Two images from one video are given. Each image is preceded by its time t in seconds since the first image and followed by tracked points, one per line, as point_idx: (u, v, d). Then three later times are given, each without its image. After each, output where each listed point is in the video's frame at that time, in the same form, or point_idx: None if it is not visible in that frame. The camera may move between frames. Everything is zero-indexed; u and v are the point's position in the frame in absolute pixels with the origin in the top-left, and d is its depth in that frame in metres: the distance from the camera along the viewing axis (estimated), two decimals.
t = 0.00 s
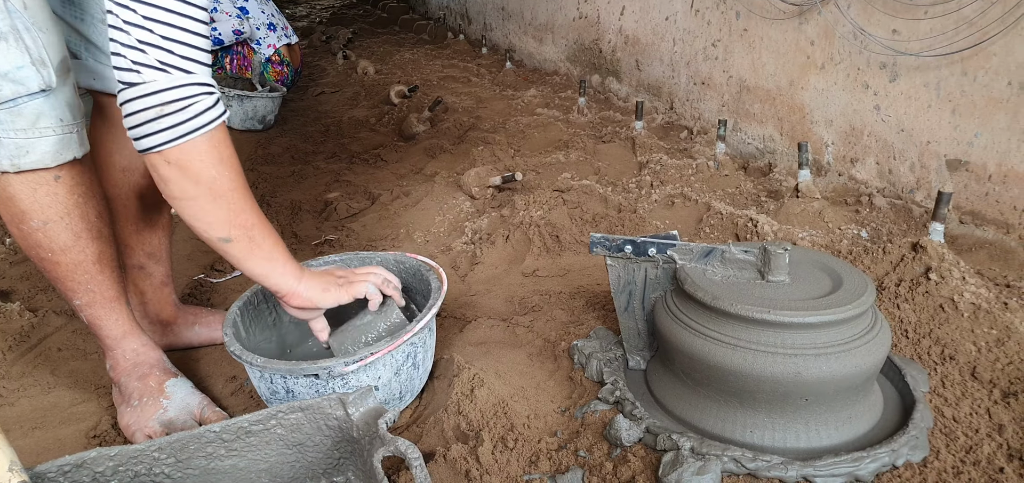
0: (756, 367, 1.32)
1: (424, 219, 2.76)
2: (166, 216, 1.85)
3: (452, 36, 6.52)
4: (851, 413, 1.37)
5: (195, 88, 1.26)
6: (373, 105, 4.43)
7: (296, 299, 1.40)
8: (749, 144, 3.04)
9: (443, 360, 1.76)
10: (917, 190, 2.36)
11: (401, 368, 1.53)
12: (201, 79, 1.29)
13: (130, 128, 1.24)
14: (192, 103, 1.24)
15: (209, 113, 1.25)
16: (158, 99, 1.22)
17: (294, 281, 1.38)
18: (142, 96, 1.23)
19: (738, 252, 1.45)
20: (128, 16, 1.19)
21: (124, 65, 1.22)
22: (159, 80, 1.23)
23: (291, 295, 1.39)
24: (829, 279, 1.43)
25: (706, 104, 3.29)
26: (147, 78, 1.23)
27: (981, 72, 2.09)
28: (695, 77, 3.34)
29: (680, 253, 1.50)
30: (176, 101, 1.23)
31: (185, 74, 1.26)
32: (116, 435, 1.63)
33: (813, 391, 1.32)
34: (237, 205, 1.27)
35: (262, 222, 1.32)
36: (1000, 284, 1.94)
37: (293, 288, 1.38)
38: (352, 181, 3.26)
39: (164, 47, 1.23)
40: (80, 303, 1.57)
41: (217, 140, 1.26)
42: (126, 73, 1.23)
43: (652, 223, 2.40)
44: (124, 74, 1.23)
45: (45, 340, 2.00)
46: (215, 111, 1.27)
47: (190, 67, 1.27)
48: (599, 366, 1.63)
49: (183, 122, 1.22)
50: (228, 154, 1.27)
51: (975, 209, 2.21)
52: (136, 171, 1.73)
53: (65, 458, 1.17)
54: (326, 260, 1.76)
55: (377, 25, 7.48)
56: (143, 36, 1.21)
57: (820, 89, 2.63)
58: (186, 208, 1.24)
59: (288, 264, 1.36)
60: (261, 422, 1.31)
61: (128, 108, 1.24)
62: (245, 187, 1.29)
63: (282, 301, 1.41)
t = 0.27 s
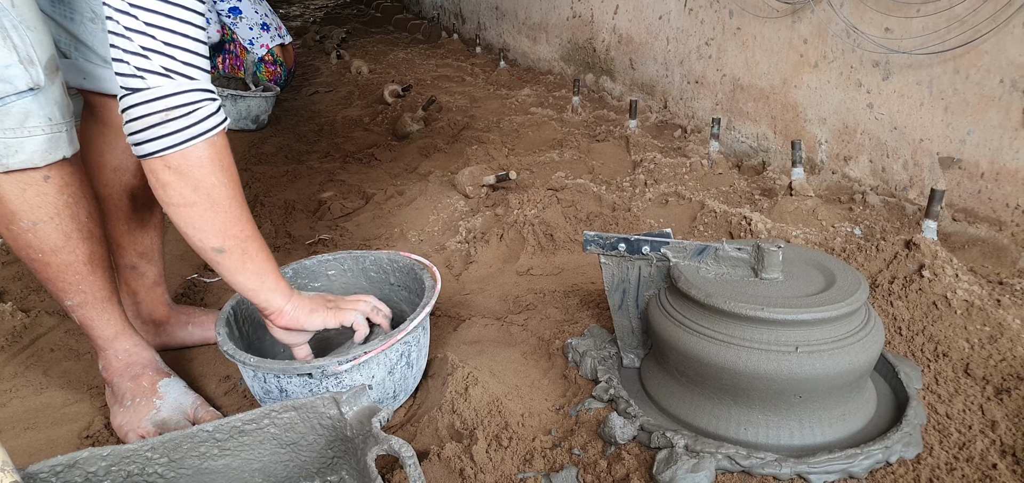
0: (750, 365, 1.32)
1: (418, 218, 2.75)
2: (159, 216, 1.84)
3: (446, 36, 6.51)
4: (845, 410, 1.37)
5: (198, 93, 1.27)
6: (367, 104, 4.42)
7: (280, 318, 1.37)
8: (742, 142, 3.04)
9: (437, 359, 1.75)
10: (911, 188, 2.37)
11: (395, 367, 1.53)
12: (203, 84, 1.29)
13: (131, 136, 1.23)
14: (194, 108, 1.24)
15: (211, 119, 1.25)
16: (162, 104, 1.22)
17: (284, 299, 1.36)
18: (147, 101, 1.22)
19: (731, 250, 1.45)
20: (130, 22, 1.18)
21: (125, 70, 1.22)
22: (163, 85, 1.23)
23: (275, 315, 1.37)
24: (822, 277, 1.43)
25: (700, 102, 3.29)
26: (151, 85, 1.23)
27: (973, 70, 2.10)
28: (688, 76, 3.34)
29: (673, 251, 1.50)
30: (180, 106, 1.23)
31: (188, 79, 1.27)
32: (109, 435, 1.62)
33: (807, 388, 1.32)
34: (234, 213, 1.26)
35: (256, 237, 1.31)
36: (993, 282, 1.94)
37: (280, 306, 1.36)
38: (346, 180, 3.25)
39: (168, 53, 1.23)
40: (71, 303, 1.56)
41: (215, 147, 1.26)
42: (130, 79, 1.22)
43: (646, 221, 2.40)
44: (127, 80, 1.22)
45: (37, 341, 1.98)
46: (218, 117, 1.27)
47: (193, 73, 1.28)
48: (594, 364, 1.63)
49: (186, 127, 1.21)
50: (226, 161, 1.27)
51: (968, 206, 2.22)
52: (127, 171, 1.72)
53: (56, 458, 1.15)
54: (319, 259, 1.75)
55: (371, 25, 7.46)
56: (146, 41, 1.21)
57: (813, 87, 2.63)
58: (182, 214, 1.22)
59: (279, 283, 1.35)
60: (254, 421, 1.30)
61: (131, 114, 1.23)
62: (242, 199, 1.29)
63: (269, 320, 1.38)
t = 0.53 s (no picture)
0: (748, 364, 1.32)
1: (414, 217, 2.74)
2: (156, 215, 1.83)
3: (443, 35, 6.50)
4: (842, 408, 1.37)
5: (170, 88, 1.26)
6: (364, 103, 4.41)
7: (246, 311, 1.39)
8: (739, 142, 3.04)
9: (434, 359, 1.75)
10: (907, 187, 2.37)
11: (392, 366, 1.52)
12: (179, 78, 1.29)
13: (103, 125, 1.25)
14: (165, 103, 1.24)
15: (182, 116, 1.25)
16: (132, 99, 1.23)
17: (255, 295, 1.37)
18: (117, 95, 1.23)
19: (728, 248, 1.44)
20: (108, 13, 1.17)
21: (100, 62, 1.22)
22: (133, 79, 1.23)
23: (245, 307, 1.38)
24: (820, 276, 1.43)
25: (697, 102, 3.29)
26: (123, 78, 1.23)
27: (969, 69, 2.10)
28: (685, 75, 3.34)
29: (671, 249, 1.50)
30: (151, 102, 1.23)
31: (162, 74, 1.26)
32: (105, 435, 1.61)
33: (805, 387, 1.32)
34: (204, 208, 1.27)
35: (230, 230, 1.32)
36: (989, 280, 1.95)
37: (250, 301, 1.37)
38: (342, 179, 3.24)
39: (142, 46, 1.22)
40: (67, 303, 1.55)
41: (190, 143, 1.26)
42: (103, 71, 1.23)
43: (643, 221, 2.40)
44: (100, 72, 1.23)
45: (33, 340, 1.97)
46: (191, 113, 1.26)
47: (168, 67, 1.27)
48: (591, 363, 1.63)
49: (157, 122, 1.22)
50: (200, 157, 1.27)
51: (964, 205, 2.22)
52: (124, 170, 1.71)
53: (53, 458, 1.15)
54: (315, 258, 1.74)
55: (367, 24, 7.45)
56: (121, 35, 1.20)
57: (810, 86, 2.63)
58: (154, 207, 1.25)
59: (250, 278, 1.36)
60: (251, 420, 1.30)
61: (103, 106, 1.24)
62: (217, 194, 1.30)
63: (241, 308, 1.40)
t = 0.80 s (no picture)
0: (745, 365, 1.32)
1: (411, 218, 2.73)
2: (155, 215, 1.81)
3: (439, 36, 6.49)
4: (840, 409, 1.37)
5: (157, 86, 1.23)
6: (360, 104, 4.40)
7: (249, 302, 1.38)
8: (736, 142, 3.04)
9: (431, 360, 1.75)
10: (904, 187, 2.38)
11: (389, 368, 1.52)
12: (167, 76, 1.26)
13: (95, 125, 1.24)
14: (151, 101, 1.21)
15: (169, 114, 1.21)
16: (117, 99, 1.20)
17: (255, 291, 1.35)
18: (102, 95, 1.21)
19: (726, 249, 1.44)
20: (93, 13, 1.16)
21: (90, 61, 1.21)
22: (119, 79, 1.21)
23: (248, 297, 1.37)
24: (817, 276, 1.43)
25: (694, 102, 3.29)
26: (111, 76, 1.21)
27: (966, 70, 2.10)
28: (682, 76, 3.34)
29: (668, 251, 1.50)
30: (136, 101, 1.20)
31: (149, 72, 1.23)
32: (101, 437, 1.61)
33: (802, 388, 1.32)
34: (196, 204, 1.23)
35: (228, 223, 1.28)
36: (985, 281, 1.95)
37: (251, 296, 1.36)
38: (339, 180, 3.24)
39: (126, 45, 1.20)
40: (63, 305, 1.55)
41: (184, 140, 1.23)
42: (90, 71, 1.22)
43: (640, 221, 2.40)
44: (87, 72, 1.22)
45: (29, 342, 1.97)
46: (178, 111, 1.22)
47: (155, 65, 1.24)
48: (588, 364, 1.63)
49: (142, 121, 1.19)
50: (193, 154, 1.23)
51: (961, 206, 2.22)
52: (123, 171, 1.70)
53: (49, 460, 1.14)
54: (312, 259, 1.74)
55: (364, 24, 7.44)
56: (106, 34, 1.18)
57: (807, 87, 2.63)
58: (151, 204, 1.23)
59: (250, 272, 1.33)
60: (248, 422, 1.29)
61: (91, 106, 1.23)
62: (212, 189, 1.25)
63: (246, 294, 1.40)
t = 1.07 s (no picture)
0: (743, 365, 1.32)
1: (409, 219, 2.73)
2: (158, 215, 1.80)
3: (437, 36, 6.49)
4: (838, 409, 1.37)
5: (109, 75, 1.16)
6: (358, 104, 4.40)
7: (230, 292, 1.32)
8: (733, 142, 3.05)
9: (430, 361, 1.74)
10: (901, 188, 2.38)
11: (387, 370, 1.52)
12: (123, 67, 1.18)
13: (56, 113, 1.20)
14: (101, 91, 1.14)
15: (119, 104, 1.14)
16: (68, 87, 1.15)
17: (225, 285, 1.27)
18: (56, 82, 1.17)
19: (724, 250, 1.44)
20: None
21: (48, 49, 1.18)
22: (71, 67, 1.16)
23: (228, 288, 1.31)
24: (815, 277, 1.43)
25: (691, 102, 3.29)
26: (66, 65, 1.16)
27: (963, 70, 2.11)
28: (680, 76, 3.34)
29: (666, 251, 1.50)
30: (86, 90, 1.15)
31: (103, 61, 1.16)
32: (99, 439, 1.60)
33: (800, 389, 1.32)
34: (150, 198, 1.16)
35: (188, 217, 1.19)
36: (982, 281, 1.96)
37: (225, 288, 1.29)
38: (337, 181, 3.24)
39: (81, 32, 1.13)
40: (63, 306, 1.55)
41: (142, 129, 1.16)
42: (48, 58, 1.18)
43: (638, 222, 2.40)
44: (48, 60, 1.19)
45: (26, 344, 1.96)
46: (130, 101, 1.15)
47: (112, 54, 1.17)
48: (587, 366, 1.63)
49: (90, 111, 1.14)
50: (149, 142, 1.15)
51: (958, 206, 2.23)
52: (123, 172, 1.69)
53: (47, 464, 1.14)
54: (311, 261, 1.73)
55: (361, 25, 7.43)
56: (63, 21, 1.13)
57: (804, 87, 2.64)
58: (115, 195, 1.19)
59: (216, 268, 1.25)
60: (246, 425, 1.29)
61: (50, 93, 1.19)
62: (167, 183, 1.16)
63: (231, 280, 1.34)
